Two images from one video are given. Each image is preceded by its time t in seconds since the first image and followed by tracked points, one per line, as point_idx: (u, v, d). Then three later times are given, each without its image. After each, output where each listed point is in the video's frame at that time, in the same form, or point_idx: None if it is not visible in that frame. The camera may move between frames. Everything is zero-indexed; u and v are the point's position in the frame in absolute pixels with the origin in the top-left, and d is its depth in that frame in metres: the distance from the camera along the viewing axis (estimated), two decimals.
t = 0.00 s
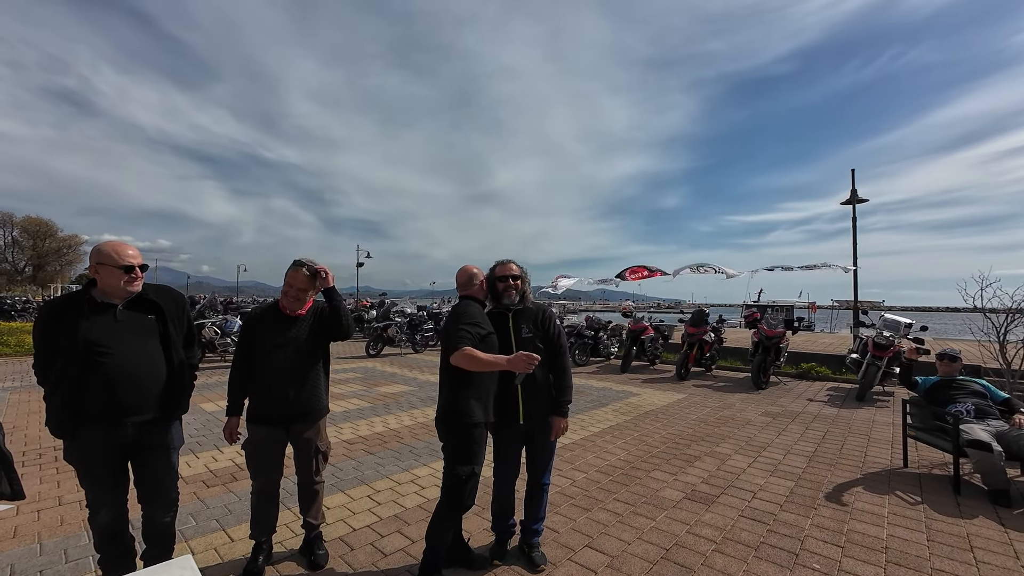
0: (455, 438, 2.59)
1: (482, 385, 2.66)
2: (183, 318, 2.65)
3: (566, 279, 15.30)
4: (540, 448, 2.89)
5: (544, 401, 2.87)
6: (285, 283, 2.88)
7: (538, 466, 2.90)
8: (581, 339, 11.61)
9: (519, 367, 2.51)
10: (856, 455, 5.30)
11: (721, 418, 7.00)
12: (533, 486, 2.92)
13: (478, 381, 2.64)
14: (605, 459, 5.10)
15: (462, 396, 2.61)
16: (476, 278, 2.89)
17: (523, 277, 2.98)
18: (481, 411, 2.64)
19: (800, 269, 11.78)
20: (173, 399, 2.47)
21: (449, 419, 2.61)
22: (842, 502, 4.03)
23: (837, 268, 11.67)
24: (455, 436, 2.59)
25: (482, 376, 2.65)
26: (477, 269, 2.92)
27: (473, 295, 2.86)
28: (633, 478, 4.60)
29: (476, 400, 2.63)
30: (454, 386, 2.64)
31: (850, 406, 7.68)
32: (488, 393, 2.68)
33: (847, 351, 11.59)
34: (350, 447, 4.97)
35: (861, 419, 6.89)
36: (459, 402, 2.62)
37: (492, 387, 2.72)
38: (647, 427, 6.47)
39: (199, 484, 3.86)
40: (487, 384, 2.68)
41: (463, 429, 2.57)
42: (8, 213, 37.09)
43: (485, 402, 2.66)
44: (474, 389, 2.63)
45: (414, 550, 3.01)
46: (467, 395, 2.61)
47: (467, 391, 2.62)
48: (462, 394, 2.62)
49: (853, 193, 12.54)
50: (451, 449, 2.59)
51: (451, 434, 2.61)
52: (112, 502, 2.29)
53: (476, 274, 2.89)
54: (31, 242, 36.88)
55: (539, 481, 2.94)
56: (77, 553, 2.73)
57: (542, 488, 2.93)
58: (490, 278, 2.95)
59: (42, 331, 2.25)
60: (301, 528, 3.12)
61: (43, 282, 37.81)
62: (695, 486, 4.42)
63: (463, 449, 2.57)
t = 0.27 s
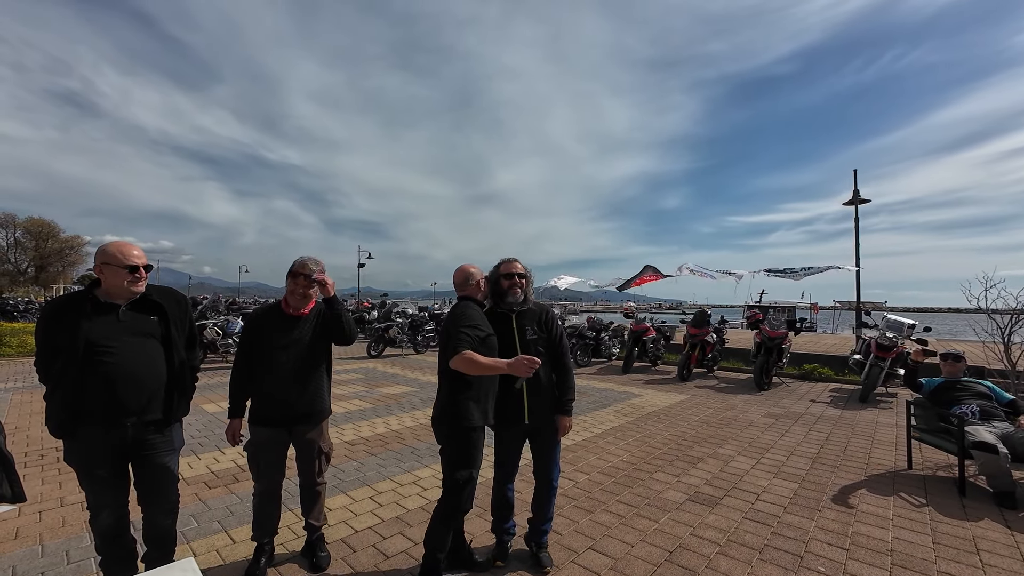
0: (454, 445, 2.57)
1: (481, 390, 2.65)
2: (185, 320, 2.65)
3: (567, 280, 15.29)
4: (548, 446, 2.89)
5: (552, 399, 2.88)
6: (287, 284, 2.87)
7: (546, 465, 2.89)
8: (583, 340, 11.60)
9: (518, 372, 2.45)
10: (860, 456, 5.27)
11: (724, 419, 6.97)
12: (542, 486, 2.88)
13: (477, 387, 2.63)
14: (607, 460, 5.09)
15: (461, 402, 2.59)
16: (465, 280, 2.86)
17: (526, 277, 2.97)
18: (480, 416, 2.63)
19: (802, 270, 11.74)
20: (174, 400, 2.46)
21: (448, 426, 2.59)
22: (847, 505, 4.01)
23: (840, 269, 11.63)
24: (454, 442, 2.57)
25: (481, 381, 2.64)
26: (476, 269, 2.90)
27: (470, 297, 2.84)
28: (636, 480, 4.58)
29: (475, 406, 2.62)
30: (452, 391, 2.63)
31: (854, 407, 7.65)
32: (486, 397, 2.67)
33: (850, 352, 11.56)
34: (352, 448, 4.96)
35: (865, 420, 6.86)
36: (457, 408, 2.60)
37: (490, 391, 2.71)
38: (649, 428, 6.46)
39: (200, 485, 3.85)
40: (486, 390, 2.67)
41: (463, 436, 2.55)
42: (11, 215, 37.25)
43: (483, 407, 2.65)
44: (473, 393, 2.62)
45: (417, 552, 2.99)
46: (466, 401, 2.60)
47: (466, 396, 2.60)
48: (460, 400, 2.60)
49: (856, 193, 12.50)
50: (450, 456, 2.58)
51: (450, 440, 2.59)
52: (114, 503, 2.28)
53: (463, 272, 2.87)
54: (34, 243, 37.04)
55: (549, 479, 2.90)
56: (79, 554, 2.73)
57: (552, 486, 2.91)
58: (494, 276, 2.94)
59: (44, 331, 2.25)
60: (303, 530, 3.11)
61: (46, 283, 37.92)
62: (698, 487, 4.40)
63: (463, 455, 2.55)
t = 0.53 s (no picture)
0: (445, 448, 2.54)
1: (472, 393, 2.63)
2: (185, 319, 2.64)
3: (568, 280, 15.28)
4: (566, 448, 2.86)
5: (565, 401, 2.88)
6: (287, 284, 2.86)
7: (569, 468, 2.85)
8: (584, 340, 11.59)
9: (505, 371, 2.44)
10: (862, 457, 5.25)
11: (725, 419, 6.95)
12: (575, 487, 2.83)
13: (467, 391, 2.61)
14: (608, 461, 5.07)
15: (453, 405, 2.57)
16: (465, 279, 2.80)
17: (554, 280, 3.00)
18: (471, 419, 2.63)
19: (804, 270, 11.71)
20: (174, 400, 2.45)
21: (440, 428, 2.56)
22: (850, 505, 3.99)
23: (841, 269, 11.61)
24: (446, 445, 2.54)
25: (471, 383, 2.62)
26: (472, 269, 2.81)
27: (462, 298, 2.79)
28: (637, 480, 4.56)
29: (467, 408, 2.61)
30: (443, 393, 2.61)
31: (855, 408, 7.63)
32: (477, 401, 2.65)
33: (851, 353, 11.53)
34: (352, 448, 4.95)
35: (867, 421, 6.84)
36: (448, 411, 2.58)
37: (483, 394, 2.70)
38: (650, 428, 6.44)
39: (201, 485, 3.84)
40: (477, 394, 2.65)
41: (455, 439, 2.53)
42: (12, 215, 37.33)
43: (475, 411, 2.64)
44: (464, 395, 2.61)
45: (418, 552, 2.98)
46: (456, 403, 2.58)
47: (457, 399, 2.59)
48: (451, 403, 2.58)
49: (857, 193, 12.47)
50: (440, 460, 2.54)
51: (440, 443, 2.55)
52: (113, 504, 2.27)
53: (468, 270, 2.81)
54: (35, 244, 37.14)
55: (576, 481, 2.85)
56: (79, 554, 2.72)
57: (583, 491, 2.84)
58: (524, 274, 2.99)
59: (44, 330, 2.23)
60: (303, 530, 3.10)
61: (47, 283, 37.98)
62: (699, 488, 4.38)
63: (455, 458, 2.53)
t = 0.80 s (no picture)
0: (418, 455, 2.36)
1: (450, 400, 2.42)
2: (182, 318, 2.64)
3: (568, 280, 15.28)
4: (589, 452, 2.89)
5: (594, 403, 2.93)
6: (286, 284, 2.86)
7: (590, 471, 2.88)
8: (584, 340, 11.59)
9: (473, 356, 2.23)
10: (862, 457, 5.24)
11: (725, 419, 6.95)
12: (591, 494, 2.86)
13: (444, 396, 2.42)
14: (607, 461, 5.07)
15: (429, 412, 2.39)
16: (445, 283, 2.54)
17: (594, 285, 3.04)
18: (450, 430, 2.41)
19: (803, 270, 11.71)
20: (171, 399, 2.45)
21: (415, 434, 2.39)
22: (849, 505, 3.98)
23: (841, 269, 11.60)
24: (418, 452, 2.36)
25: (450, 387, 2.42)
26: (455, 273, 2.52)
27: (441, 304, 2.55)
28: (636, 480, 4.56)
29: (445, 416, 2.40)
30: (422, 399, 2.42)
31: (855, 408, 7.62)
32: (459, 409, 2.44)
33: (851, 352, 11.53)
34: (351, 448, 4.95)
35: (867, 421, 6.83)
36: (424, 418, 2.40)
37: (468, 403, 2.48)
38: (650, 428, 6.44)
39: (199, 484, 3.84)
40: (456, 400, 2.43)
41: (427, 445, 2.34)
42: (13, 216, 37.39)
43: (456, 420, 2.43)
44: (442, 402, 2.42)
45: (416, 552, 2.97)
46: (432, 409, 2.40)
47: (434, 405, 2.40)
48: (427, 408, 2.40)
49: (857, 193, 12.46)
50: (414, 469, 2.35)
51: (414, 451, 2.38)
52: (110, 503, 2.26)
53: (450, 273, 2.53)
54: (36, 244, 37.20)
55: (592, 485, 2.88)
56: (76, 553, 2.71)
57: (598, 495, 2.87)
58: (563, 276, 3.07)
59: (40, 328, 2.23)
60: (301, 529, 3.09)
61: (48, 283, 38.01)
62: (698, 487, 4.37)
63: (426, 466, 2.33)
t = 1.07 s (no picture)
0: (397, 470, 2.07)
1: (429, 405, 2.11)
2: (179, 319, 2.64)
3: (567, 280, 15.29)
4: (599, 450, 2.91)
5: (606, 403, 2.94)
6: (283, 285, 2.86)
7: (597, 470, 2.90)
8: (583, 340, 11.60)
9: (439, 335, 1.99)
10: (860, 457, 5.24)
11: (723, 419, 6.95)
12: (595, 491, 2.87)
13: (422, 401, 2.10)
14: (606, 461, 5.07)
15: (406, 423, 2.09)
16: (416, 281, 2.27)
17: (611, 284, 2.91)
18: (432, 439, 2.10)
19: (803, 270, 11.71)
20: (166, 399, 2.45)
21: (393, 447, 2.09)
22: (846, 505, 3.99)
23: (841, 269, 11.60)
24: (399, 468, 2.07)
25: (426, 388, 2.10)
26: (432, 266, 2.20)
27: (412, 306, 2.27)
28: (635, 480, 4.56)
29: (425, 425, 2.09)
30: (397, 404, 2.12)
31: (854, 408, 7.62)
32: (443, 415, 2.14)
33: (850, 353, 11.53)
34: (350, 448, 4.95)
35: (865, 421, 6.83)
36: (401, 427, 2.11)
37: (452, 405, 2.18)
38: (648, 428, 6.44)
39: (197, 485, 3.84)
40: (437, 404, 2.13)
41: (407, 460, 2.05)
42: (13, 216, 37.42)
43: (440, 428, 2.12)
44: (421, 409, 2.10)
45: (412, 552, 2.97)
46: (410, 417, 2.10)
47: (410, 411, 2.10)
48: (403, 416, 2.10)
49: (857, 193, 12.46)
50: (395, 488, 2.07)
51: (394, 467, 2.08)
52: (105, 503, 2.26)
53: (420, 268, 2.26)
54: (36, 244, 37.25)
55: (597, 485, 2.89)
56: (72, 554, 2.71)
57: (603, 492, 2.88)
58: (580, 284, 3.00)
59: (36, 327, 2.23)
60: (298, 529, 3.09)
61: (48, 283, 38.02)
62: (696, 487, 4.38)
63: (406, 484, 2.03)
